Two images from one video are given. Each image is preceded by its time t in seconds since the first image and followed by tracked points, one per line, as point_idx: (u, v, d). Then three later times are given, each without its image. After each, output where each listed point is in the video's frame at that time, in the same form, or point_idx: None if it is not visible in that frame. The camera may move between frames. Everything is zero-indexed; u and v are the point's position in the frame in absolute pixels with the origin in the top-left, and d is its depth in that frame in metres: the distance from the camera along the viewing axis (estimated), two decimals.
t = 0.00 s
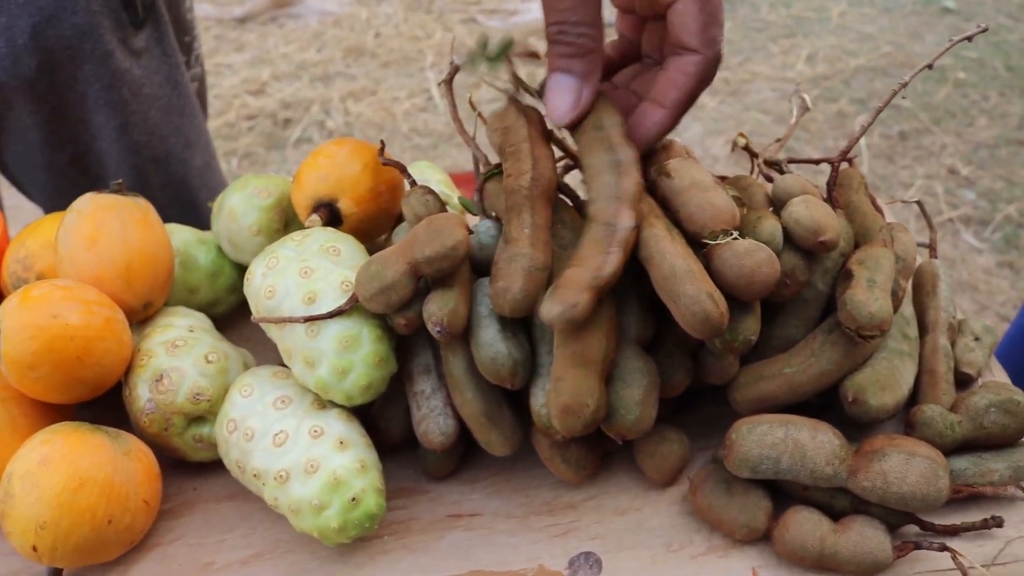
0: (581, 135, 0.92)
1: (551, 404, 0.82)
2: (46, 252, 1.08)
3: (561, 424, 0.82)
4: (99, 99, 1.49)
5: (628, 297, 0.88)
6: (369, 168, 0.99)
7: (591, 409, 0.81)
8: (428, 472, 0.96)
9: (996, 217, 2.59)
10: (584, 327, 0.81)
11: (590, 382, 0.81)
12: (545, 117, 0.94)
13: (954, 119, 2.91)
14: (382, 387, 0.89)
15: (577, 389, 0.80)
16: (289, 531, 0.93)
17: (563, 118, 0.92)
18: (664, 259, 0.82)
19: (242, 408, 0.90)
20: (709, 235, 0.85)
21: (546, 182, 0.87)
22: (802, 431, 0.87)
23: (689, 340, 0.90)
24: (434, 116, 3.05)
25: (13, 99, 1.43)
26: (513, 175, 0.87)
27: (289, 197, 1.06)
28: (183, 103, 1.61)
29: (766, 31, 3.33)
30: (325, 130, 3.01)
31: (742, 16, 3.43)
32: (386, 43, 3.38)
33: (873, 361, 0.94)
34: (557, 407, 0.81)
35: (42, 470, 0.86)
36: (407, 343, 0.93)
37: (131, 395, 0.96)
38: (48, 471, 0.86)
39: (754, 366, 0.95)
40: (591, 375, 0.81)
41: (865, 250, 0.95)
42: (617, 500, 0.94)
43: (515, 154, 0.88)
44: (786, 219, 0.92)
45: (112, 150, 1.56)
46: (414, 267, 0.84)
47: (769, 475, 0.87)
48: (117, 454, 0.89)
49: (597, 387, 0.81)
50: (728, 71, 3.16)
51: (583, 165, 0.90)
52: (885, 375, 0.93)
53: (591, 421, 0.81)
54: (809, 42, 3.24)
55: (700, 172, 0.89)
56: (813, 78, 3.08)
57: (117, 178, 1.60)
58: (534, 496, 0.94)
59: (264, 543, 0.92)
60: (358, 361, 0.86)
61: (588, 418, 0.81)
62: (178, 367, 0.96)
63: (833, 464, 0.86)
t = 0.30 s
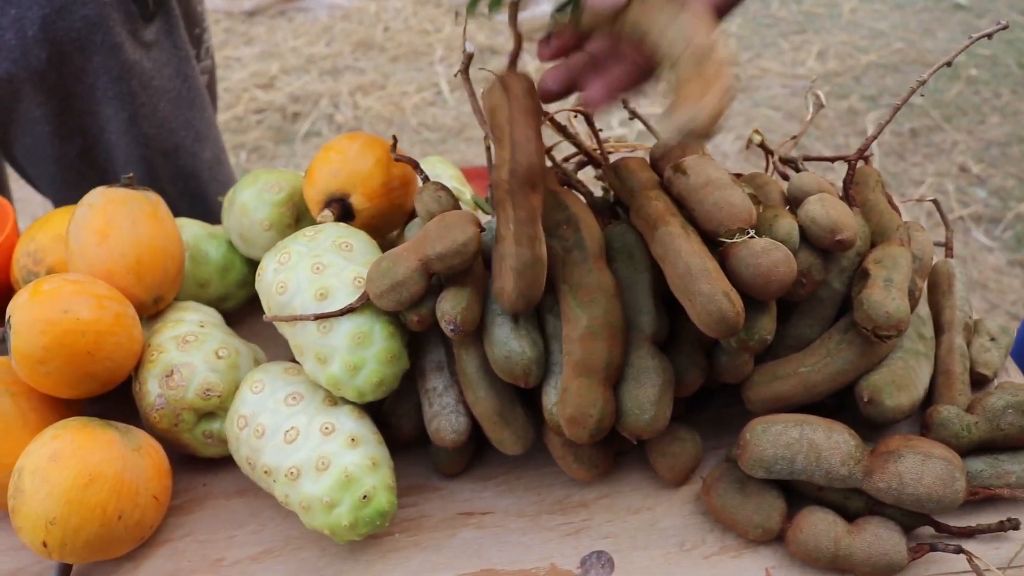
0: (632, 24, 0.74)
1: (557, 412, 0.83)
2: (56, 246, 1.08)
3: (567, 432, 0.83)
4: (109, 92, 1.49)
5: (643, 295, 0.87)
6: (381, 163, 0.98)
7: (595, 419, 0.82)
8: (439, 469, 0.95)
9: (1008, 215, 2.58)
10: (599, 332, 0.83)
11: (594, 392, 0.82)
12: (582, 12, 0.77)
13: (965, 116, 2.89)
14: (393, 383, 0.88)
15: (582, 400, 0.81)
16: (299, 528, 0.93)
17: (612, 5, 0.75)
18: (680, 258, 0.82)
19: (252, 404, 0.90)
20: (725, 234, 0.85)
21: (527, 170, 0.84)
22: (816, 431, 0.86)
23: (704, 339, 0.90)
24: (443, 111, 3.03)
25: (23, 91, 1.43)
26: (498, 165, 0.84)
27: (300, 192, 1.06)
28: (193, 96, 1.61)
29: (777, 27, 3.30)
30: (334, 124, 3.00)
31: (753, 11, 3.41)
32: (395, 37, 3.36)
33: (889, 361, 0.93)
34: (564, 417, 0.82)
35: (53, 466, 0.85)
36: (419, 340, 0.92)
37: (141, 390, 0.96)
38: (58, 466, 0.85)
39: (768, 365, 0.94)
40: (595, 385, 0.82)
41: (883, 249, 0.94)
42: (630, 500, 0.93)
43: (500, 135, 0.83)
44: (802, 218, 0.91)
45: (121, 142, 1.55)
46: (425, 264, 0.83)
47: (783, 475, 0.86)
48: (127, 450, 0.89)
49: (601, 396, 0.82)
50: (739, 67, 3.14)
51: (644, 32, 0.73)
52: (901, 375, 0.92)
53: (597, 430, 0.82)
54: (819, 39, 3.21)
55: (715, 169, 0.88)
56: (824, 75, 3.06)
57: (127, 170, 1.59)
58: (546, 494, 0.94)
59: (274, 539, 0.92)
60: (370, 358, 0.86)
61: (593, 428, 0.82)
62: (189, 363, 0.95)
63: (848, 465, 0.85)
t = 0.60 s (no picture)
0: None
1: (571, 407, 0.83)
2: (68, 240, 1.08)
3: (581, 427, 0.82)
4: (118, 84, 1.48)
5: (658, 292, 0.87)
6: (394, 157, 0.97)
7: (608, 415, 0.81)
8: (452, 466, 0.95)
9: (1018, 212, 2.56)
10: (616, 327, 0.83)
11: (609, 388, 0.81)
12: None
13: (975, 112, 2.87)
14: (407, 379, 0.88)
15: (596, 396, 0.81)
16: (311, 523, 0.93)
17: None
18: (696, 254, 0.81)
19: (265, 399, 0.89)
20: (741, 230, 0.84)
21: (510, 72, 0.73)
22: (832, 429, 0.86)
23: (719, 336, 0.89)
24: (450, 105, 3.02)
25: (32, 84, 1.43)
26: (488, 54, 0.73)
27: (313, 186, 1.05)
28: (201, 89, 1.60)
29: (786, 21, 3.28)
30: (341, 118, 3.00)
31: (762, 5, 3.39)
32: (403, 31, 3.34)
33: (904, 359, 0.92)
34: (577, 412, 0.82)
35: (66, 460, 0.85)
36: (432, 336, 0.92)
37: (153, 385, 0.96)
38: (71, 461, 0.85)
39: (782, 362, 0.93)
40: (609, 380, 0.82)
41: (899, 246, 0.93)
42: (643, 497, 0.93)
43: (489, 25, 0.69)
44: (818, 215, 0.90)
45: (129, 135, 1.55)
46: (439, 258, 0.83)
47: (798, 473, 0.86)
48: (140, 445, 0.89)
49: (616, 392, 0.82)
50: (747, 62, 3.12)
51: None
52: (917, 373, 0.91)
53: (610, 426, 0.82)
54: (828, 33, 3.19)
55: (731, 165, 0.88)
56: (833, 69, 3.04)
57: (136, 163, 1.58)
58: (559, 491, 0.94)
59: (286, 535, 0.91)
60: (383, 353, 0.86)
61: (607, 423, 0.81)
62: (202, 357, 0.95)
63: (864, 463, 0.85)
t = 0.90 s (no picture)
0: None
1: (583, 403, 0.83)
2: (78, 234, 1.08)
3: (593, 423, 0.82)
4: (124, 78, 1.48)
5: (670, 288, 0.87)
6: (406, 152, 0.97)
7: (620, 410, 0.81)
8: (463, 461, 0.95)
9: None
10: (627, 323, 0.82)
11: (621, 384, 0.81)
12: None
13: (982, 108, 2.86)
14: (419, 374, 0.88)
15: (607, 391, 0.81)
16: (322, 518, 0.93)
17: None
18: (710, 250, 0.81)
19: (277, 394, 0.89)
20: (754, 226, 0.84)
21: None
22: (844, 425, 0.86)
23: (731, 332, 0.89)
24: (456, 100, 3.02)
25: (38, 78, 1.43)
26: None
27: (324, 181, 1.05)
28: (208, 83, 1.59)
29: (792, 17, 3.28)
30: (347, 112, 3.00)
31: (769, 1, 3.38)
32: (408, 26, 3.33)
33: (917, 356, 0.92)
34: (589, 408, 0.82)
35: (78, 455, 0.85)
36: (444, 331, 0.92)
37: (164, 379, 0.96)
38: (83, 455, 0.85)
39: (794, 359, 0.93)
40: (622, 376, 0.81)
41: (911, 243, 0.93)
42: (654, 493, 0.93)
43: None
44: (831, 211, 0.90)
45: (136, 129, 1.55)
46: (451, 254, 0.83)
47: (810, 470, 0.86)
48: (152, 440, 0.89)
49: (628, 388, 0.81)
50: (753, 57, 3.12)
51: None
52: (928, 370, 0.91)
53: (623, 422, 0.82)
54: (835, 29, 3.18)
55: (745, 162, 0.87)
56: (839, 65, 3.03)
57: (143, 158, 1.59)
58: (570, 487, 0.94)
59: (297, 530, 0.92)
60: (396, 348, 0.86)
61: (619, 420, 0.81)
62: (213, 352, 0.95)
63: (876, 460, 0.84)
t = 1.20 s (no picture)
0: None
1: (597, 401, 0.83)
2: (89, 230, 1.08)
3: (606, 421, 0.82)
4: (138, 71, 1.48)
5: (683, 287, 0.87)
6: (419, 149, 0.97)
7: (634, 409, 0.81)
8: (474, 458, 0.96)
9: None
10: (641, 321, 0.82)
11: (634, 382, 0.81)
12: None
13: (988, 107, 2.85)
14: (431, 371, 0.89)
15: (620, 390, 0.81)
16: (334, 514, 0.93)
17: None
18: (724, 250, 0.81)
19: (289, 391, 0.90)
20: (768, 225, 0.84)
21: None
22: (856, 425, 0.86)
23: (744, 331, 0.89)
24: (461, 96, 3.01)
25: (52, 71, 1.43)
26: None
27: (336, 178, 1.05)
28: (221, 76, 1.59)
29: (798, 14, 3.27)
30: (353, 108, 2.99)
31: None
32: (414, 21, 3.33)
33: (928, 355, 0.92)
34: (602, 406, 0.82)
35: (91, 450, 0.85)
36: (456, 329, 0.92)
37: (176, 375, 0.96)
38: (97, 451, 0.85)
39: (806, 358, 0.93)
40: (635, 374, 0.81)
41: (924, 242, 0.93)
42: (665, 491, 0.93)
43: None
44: (844, 211, 0.90)
45: (149, 123, 1.55)
46: (465, 251, 0.83)
47: (822, 469, 0.86)
48: (165, 436, 0.89)
49: (641, 386, 0.81)
50: (759, 55, 3.11)
51: None
52: (940, 370, 0.91)
53: (636, 420, 0.82)
54: (841, 26, 3.18)
55: (759, 161, 0.87)
56: (846, 63, 3.03)
57: (157, 151, 1.59)
58: (581, 484, 0.94)
59: (308, 526, 0.92)
60: (409, 346, 0.86)
61: (632, 418, 0.81)
62: (225, 348, 0.95)
63: (888, 459, 0.84)
